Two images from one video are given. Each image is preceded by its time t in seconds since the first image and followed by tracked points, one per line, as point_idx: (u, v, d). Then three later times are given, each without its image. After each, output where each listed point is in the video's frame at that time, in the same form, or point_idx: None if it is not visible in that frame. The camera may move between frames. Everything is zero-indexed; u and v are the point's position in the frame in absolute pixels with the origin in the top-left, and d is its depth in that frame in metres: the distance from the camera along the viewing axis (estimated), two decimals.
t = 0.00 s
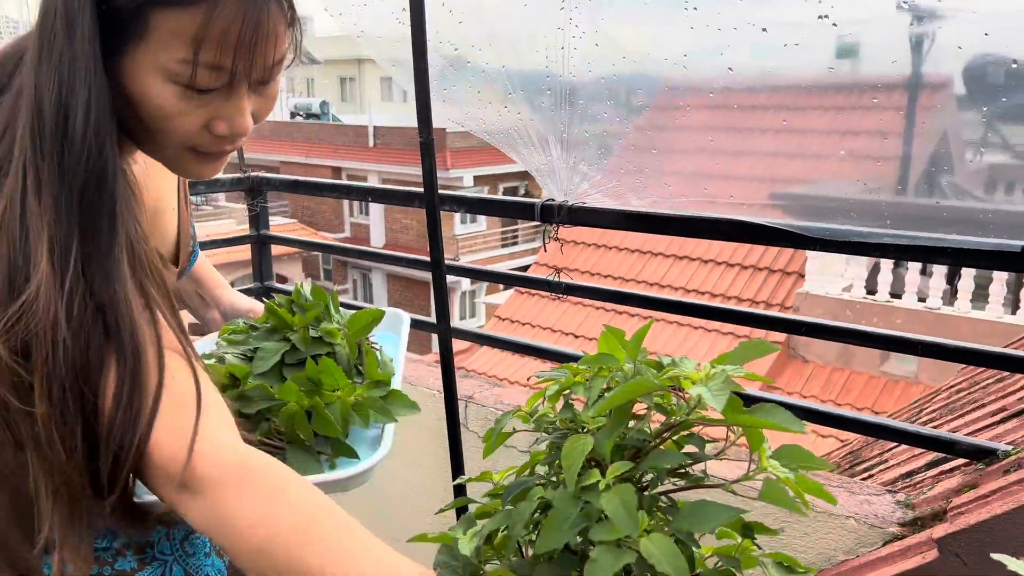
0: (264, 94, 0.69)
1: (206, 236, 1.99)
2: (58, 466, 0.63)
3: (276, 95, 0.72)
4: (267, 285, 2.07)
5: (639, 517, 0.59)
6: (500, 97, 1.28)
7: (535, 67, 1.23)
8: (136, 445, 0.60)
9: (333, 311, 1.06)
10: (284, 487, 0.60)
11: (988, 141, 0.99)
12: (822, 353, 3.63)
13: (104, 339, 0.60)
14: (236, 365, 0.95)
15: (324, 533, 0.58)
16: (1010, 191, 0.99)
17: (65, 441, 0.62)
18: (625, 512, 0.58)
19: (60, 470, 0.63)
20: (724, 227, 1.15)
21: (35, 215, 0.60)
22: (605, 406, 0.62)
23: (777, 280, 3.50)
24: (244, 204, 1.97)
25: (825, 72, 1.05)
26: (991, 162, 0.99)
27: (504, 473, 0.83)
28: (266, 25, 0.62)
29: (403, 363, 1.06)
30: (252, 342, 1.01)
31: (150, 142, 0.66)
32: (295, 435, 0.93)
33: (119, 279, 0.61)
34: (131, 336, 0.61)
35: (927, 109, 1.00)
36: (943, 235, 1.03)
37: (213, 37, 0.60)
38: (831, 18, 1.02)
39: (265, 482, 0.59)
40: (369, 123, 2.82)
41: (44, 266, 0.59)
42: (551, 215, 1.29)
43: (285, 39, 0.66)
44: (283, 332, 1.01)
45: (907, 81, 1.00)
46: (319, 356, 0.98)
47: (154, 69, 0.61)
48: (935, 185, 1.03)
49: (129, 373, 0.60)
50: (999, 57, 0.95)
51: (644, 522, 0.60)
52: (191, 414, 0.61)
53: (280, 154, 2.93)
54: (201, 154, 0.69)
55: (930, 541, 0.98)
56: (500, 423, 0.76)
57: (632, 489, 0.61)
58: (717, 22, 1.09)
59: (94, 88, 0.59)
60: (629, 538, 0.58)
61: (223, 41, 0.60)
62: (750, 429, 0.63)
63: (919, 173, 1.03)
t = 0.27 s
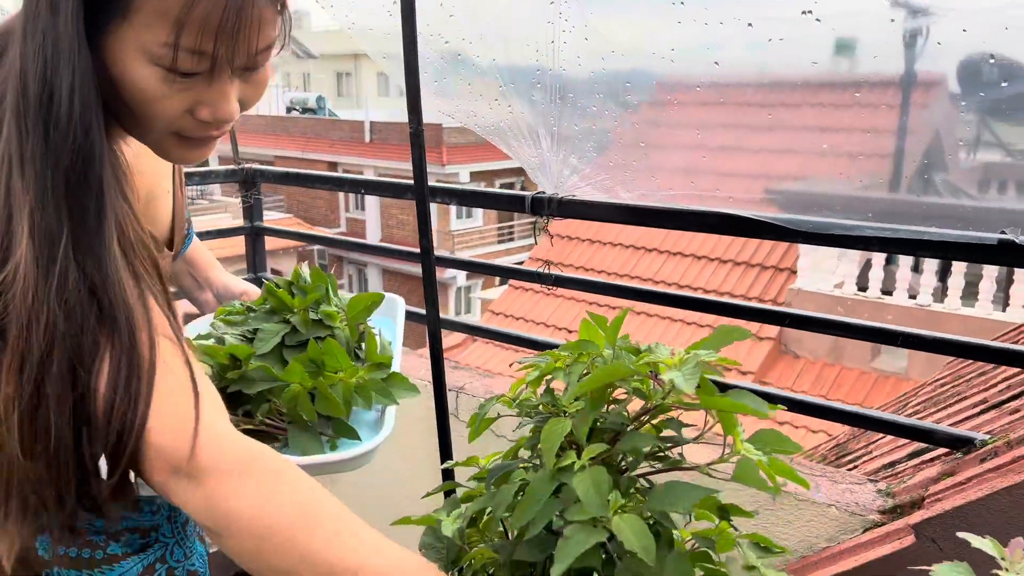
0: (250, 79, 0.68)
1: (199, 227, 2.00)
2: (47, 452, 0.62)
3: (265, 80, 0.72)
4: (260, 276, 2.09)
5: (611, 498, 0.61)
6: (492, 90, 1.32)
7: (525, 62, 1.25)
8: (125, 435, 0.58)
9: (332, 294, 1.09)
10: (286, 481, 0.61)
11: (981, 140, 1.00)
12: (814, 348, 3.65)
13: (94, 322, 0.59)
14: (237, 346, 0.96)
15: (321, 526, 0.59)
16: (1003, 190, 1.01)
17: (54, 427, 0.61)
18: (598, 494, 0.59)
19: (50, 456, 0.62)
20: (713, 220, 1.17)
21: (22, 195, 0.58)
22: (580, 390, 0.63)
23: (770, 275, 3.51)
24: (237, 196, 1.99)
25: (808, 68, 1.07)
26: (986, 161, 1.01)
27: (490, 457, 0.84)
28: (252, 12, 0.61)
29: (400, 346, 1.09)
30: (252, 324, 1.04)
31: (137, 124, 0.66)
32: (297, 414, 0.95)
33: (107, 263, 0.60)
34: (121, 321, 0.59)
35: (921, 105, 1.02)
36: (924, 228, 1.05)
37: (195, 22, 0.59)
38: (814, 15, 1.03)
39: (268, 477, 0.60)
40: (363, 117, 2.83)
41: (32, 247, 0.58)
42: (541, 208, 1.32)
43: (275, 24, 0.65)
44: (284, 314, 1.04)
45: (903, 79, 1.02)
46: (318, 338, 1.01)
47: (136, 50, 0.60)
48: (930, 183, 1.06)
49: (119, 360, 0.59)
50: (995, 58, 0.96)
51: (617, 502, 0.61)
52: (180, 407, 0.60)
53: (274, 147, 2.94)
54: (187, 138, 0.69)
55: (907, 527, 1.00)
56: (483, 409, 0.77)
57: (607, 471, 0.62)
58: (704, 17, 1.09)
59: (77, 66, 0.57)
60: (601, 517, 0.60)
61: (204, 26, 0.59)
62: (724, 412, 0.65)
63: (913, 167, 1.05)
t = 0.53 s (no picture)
0: (250, 72, 0.68)
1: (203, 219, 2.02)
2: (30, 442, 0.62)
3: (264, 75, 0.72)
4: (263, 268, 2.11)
5: (616, 472, 0.64)
6: (494, 83, 1.33)
7: (529, 56, 1.27)
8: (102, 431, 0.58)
9: (337, 286, 1.10)
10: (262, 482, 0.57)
11: (980, 138, 1.01)
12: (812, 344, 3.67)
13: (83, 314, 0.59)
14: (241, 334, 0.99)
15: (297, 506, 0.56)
16: (1001, 188, 1.03)
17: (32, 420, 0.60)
18: (605, 468, 0.62)
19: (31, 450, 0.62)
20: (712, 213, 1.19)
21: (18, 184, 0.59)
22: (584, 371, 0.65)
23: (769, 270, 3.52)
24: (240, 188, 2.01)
25: (807, 62, 1.09)
26: (985, 158, 1.02)
27: (493, 440, 0.86)
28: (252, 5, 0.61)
29: (403, 338, 1.10)
30: (257, 311, 1.06)
31: (138, 116, 0.66)
32: (297, 403, 0.96)
33: (97, 255, 0.60)
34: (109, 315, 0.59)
35: (920, 101, 1.04)
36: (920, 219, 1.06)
37: (193, 13, 0.58)
38: (811, 9, 1.05)
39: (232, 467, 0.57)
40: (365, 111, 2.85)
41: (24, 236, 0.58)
42: (542, 199, 1.32)
43: (275, 17, 0.65)
44: (289, 303, 1.06)
45: (902, 76, 1.03)
46: (321, 328, 1.02)
47: (134, 43, 0.59)
48: (928, 180, 1.07)
49: (102, 354, 0.59)
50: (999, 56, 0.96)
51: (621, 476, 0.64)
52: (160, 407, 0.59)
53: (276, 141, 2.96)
54: (185, 128, 0.69)
55: (899, 513, 1.02)
56: (487, 390, 0.79)
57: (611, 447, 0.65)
58: (706, 12, 1.12)
59: (79, 55, 0.57)
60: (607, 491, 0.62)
61: (202, 18, 0.59)
62: (723, 392, 0.67)
63: (911, 162, 1.07)
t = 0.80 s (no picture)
0: (270, 74, 0.66)
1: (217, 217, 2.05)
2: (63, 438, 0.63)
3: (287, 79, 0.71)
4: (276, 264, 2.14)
5: (631, 463, 0.66)
6: (506, 83, 1.35)
7: (539, 57, 1.28)
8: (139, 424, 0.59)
9: (362, 283, 1.13)
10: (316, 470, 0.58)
11: (985, 137, 1.02)
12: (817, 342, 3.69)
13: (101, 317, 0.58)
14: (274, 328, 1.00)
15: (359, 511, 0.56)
16: (1007, 187, 1.04)
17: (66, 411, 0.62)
18: (620, 459, 0.64)
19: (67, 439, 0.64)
20: (722, 211, 1.21)
21: (32, 186, 0.58)
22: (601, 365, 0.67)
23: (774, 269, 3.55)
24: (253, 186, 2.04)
25: (816, 64, 1.11)
26: (989, 157, 1.03)
27: (509, 433, 0.89)
28: (267, 6, 0.58)
29: (426, 335, 1.13)
30: (286, 307, 1.08)
31: (157, 120, 0.65)
32: (331, 396, 0.98)
33: (113, 259, 0.59)
34: (131, 317, 0.58)
35: (925, 101, 1.05)
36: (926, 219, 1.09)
37: (206, 18, 0.57)
38: (821, 12, 1.06)
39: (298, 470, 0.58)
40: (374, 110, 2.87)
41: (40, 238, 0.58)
42: (553, 197, 1.36)
43: (294, 22, 0.62)
44: (316, 299, 1.08)
45: (905, 77, 1.05)
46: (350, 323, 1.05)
47: (149, 49, 0.58)
48: (934, 179, 1.09)
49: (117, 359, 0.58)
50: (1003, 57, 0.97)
51: (636, 467, 0.66)
52: (197, 415, 0.57)
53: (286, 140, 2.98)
54: (206, 135, 0.68)
55: (907, 505, 1.02)
56: (504, 384, 0.81)
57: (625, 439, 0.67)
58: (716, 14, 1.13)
59: (88, 55, 0.57)
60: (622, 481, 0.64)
61: (215, 22, 0.57)
62: (734, 386, 0.69)
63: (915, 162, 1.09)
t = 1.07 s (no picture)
0: (313, 83, 0.75)
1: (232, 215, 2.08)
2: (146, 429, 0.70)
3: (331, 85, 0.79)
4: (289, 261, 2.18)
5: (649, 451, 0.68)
6: (520, 83, 1.37)
7: (552, 57, 1.30)
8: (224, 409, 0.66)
9: (391, 278, 1.16)
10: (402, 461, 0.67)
11: (992, 135, 1.03)
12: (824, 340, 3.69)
13: (179, 312, 0.66)
14: (313, 324, 1.04)
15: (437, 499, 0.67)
16: (1012, 185, 1.04)
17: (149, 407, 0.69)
18: (637, 446, 0.66)
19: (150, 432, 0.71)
20: (733, 208, 1.23)
21: (104, 200, 0.65)
22: (619, 356, 0.69)
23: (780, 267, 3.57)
24: (267, 184, 2.07)
25: (826, 63, 1.13)
26: (996, 156, 1.03)
27: (525, 424, 0.91)
28: (316, 19, 0.67)
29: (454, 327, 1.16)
30: (317, 302, 1.11)
31: (211, 128, 0.73)
32: (371, 386, 1.03)
33: (190, 260, 0.66)
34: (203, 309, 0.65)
35: (931, 100, 1.06)
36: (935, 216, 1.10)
37: (260, 32, 0.66)
38: (830, 13, 1.08)
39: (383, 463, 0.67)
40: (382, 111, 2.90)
41: (116, 247, 0.65)
42: (564, 195, 1.39)
43: (338, 31, 0.72)
44: (347, 294, 1.11)
45: (913, 74, 1.06)
46: (383, 317, 1.09)
47: (206, 63, 0.67)
48: (941, 177, 1.10)
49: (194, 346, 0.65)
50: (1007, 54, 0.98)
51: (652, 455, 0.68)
52: (279, 398, 0.65)
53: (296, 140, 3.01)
54: (255, 142, 0.76)
55: (915, 496, 1.04)
56: (522, 376, 0.84)
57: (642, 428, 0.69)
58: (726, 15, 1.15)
59: (153, 74, 0.64)
60: (639, 468, 0.67)
61: (268, 34, 0.66)
62: (748, 376, 0.71)
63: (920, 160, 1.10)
